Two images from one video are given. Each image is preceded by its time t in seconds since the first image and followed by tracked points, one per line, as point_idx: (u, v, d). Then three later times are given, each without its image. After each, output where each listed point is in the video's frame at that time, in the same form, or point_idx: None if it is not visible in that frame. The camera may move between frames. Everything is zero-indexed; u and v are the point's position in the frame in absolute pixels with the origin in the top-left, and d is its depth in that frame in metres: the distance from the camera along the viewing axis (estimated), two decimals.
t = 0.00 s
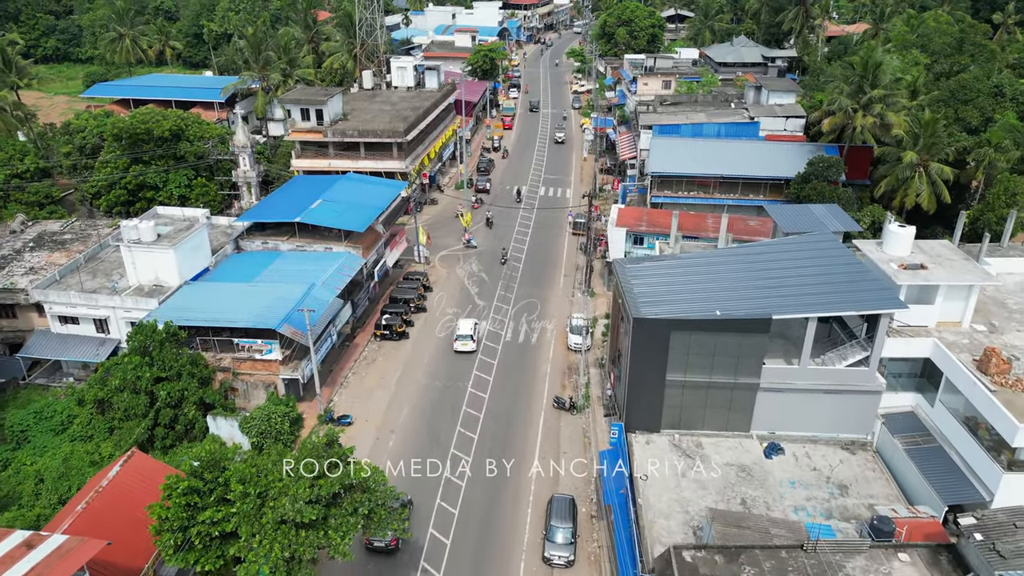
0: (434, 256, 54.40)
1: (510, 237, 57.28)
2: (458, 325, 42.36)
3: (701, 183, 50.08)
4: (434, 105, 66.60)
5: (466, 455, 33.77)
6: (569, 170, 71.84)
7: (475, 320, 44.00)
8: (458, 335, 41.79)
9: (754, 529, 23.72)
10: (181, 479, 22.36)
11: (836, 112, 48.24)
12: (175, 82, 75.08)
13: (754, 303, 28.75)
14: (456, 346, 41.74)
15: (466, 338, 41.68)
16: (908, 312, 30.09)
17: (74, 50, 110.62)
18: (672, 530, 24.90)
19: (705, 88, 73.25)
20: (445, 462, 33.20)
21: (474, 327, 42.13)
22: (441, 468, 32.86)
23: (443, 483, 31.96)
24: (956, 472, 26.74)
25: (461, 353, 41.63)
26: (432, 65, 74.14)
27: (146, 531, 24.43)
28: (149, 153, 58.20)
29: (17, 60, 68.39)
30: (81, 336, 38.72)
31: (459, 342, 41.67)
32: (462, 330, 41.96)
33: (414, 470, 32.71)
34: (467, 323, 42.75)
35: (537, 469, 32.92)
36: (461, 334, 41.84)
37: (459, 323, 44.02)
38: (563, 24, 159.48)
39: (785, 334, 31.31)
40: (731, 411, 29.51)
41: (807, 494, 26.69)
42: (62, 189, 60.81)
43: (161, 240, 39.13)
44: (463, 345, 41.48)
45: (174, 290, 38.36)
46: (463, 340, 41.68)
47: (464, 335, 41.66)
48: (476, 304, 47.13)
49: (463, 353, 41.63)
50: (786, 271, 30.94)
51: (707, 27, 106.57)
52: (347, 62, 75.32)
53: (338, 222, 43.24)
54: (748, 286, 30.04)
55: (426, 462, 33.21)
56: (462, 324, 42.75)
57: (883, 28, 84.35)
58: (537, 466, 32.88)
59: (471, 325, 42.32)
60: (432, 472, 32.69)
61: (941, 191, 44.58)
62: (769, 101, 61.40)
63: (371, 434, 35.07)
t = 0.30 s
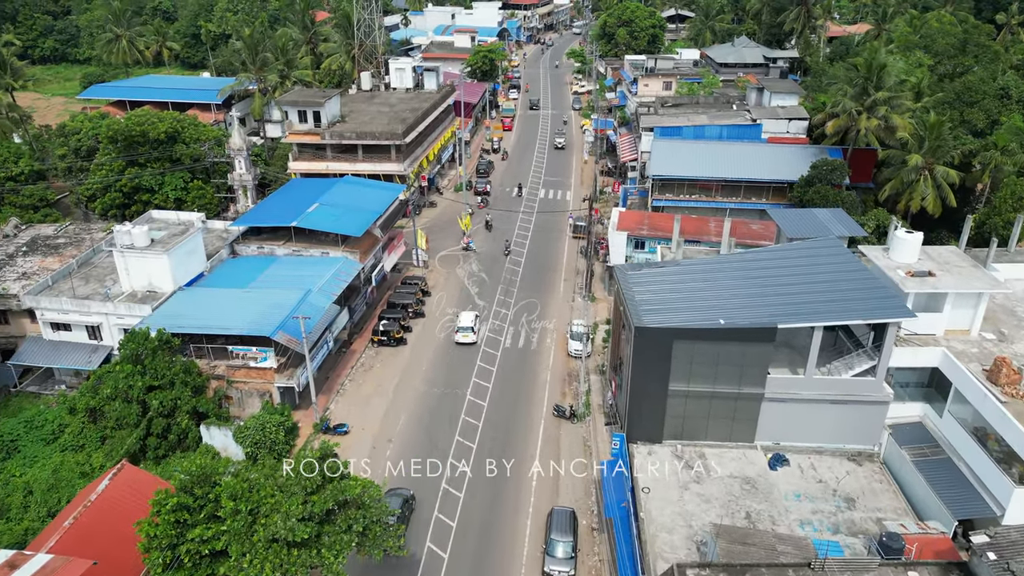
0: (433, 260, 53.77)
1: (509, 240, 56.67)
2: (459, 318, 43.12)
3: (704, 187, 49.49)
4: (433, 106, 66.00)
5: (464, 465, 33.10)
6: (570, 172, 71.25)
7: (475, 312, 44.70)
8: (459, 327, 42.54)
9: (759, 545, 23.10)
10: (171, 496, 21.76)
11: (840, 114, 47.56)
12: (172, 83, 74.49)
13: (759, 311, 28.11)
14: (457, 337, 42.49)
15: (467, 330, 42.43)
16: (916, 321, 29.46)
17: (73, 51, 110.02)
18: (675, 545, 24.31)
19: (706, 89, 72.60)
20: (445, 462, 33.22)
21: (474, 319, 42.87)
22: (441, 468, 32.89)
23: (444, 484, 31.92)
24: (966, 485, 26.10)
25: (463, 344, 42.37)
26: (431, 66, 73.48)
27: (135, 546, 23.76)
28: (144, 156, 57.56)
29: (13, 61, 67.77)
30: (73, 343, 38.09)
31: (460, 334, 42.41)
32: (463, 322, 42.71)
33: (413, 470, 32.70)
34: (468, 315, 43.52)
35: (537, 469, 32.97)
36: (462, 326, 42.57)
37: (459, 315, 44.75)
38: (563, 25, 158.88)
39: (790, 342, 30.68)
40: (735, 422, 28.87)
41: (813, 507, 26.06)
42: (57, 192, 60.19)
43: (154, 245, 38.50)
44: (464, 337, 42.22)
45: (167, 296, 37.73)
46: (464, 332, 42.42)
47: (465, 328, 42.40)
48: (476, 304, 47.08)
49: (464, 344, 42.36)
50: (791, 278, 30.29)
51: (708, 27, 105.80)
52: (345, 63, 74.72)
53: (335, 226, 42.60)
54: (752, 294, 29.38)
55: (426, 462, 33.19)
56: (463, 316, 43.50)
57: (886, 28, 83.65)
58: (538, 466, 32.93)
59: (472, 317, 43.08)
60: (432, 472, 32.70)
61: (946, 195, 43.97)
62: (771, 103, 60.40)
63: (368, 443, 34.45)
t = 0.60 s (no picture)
0: (431, 264, 53.10)
1: (509, 244, 55.96)
2: (460, 312, 43.92)
3: (706, 191, 48.82)
4: (432, 108, 65.32)
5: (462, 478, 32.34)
6: (570, 175, 70.62)
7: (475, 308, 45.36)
8: (460, 321, 43.35)
9: (766, 565, 22.41)
10: (159, 515, 21.07)
11: (844, 117, 46.83)
12: (168, 85, 73.74)
13: (764, 321, 27.42)
14: (457, 331, 43.34)
15: (468, 323, 43.24)
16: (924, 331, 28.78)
17: (70, 52, 109.37)
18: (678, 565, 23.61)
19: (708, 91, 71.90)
20: (445, 462, 33.24)
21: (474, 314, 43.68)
22: (441, 468, 32.90)
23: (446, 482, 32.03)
24: (977, 502, 25.37)
25: (464, 338, 43.18)
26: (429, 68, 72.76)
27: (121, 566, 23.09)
28: (139, 159, 56.88)
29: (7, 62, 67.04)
30: (64, 351, 37.40)
31: (460, 328, 43.22)
32: (464, 316, 43.52)
33: (413, 470, 32.71)
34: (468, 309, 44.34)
35: (537, 469, 33.04)
36: (462, 320, 43.37)
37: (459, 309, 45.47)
38: (563, 25, 158.22)
39: (795, 352, 29.99)
40: (739, 434, 28.17)
41: (819, 523, 25.36)
42: (52, 195, 59.50)
43: (147, 251, 37.81)
44: (465, 331, 43.04)
45: (160, 303, 37.04)
46: (465, 325, 43.23)
47: (465, 321, 43.21)
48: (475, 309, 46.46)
49: (464, 337, 43.22)
50: (796, 286, 29.58)
51: (709, 28, 105.05)
52: (343, 65, 74.07)
53: (331, 231, 41.89)
54: (756, 303, 28.70)
55: (426, 462, 33.21)
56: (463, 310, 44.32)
57: (889, 29, 82.93)
58: (538, 465, 32.98)
59: (472, 311, 43.89)
60: (432, 472, 32.72)
61: (952, 200, 43.29)
62: (773, 105, 59.40)
63: (364, 453, 33.75)
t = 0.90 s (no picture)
0: (429, 269, 52.35)
1: (508, 249, 55.15)
2: (459, 307, 44.41)
3: (708, 195, 48.11)
4: (430, 110, 64.57)
5: (460, 492, 31.59)
6: (570, 178, 69.93)
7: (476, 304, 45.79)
8: (460, 317, 43.82)
9: None
10: (143, 538, 20.29)
11: (849, 120, 46.05)
12: (164, 87, 72.96)
13: (770, 333, 26.63)
14: (458, 326, 43.82)
15: (468, 319, 43.72)
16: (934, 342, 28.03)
17: (67, 52, 108.62)
18: None
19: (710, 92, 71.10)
20: (445, 462, 33.26)
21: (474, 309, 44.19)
22: (441, 468, 32.92)
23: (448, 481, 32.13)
24: (991, 520, 24.58)
25: (464, 334, 43.67)
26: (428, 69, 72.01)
27: None
28: (134, 162, 56.14)
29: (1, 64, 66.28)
30: (54, 360, 36.63)
31: (461, 324, 43.71)
32: (464, 312, 44.01)
33: (413, 470, 32.73)
34: (468, 305, 44.83)
35: (537, 468, 33.07)
36: (462, 316, 43.87)
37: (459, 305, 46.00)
38: (563, 25, 157.33)
39: (802, 363, 29.21)
40: (744, 448, 27.41)
41: (828, 541, 24.57)
42: (45, 199, 58.78)
43: (138, 258, 37.01)
44: (465, 326, 43.54)
45: (152, 311, 36.27)
46: (465, 321, 43.70)
47: (465, 317, 43.70)
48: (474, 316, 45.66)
49: (465, 332, 43.70)
50: (803, 296, 28.78)
51: (710, 28, 104.20)
52: (341, 66, 73.33)
53: (327, 237, 41.13)
54: (763, 314, 27.89)
55: (426, 462, 33.23)
56: (463, 306, 44.79)
57: (893, 29, 82.00)
58: (538, 465, 32.98)
59: (472, 307, 44.39)
60: (432, 472, 32.74)
61: (959, 204, 42.54)
62: (777, 107, 58.50)
63: (359, 467, 32.87)
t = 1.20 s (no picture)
0: (427, 274, 51.61)
1: (508, 253, 54.36)
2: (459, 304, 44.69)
3: (711, 200, 47.36)
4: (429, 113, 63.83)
5: (458, 505, 30.86)
6: (570, 181, 69.20)
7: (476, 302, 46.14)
8: (460, 313, 44.13)
9: None
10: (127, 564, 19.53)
11: (854, 124, 45.20)
12: (159, 89, 72.20)
13: (777, 345, 25.87)
14: (458, 323, 44.13)
15: (467, 315, 44.09)
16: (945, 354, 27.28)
17: (64, 53, 107.82)
18: None
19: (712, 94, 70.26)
20: (445, 462, 33.27)
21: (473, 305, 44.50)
22: (441, 468, 32.94)
23: (451, 478, 32.32)
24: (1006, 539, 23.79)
25: (464, 330, 44.01)
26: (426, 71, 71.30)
27: None
28: (128, 165, 55.42)
29: None
30: (44, 370, 35.88)
31: (460, 320, 44.04)
32: (463, 308, 44.33)
33: (413, 470, 32.75)
34: (466, 301, 45.16)
35: (537, 468, 33.12)
36: (462, 312, 44.18)
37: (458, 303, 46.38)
38: (563, 26, 156.51)
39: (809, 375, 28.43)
40: (750, 464, 26.62)
41: (837, 562, 23.78)
42: (39, 203, 58.07)
43: (130, 265, 36.21)
44: (465, 322, 43.90)
45: (143, 320, 35.50)
46: (465, 317, 44.05)
47: (465, 313, 44.03)
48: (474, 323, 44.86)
49: (464, 329, 44.05)
50: (811, 307, 27.96)
51: (711, 29, 103.40)
52: (339, 68, 72.59)
53: (322, 244, 40.34)
54: (769, 326, 27.08)
55: (426, 462, 33.25)
56: (462, 302, 45.07)
57: (896, 30, 81.17)
58: (538, 465, 33.02)
59: (470, 303, 44.71)
60: (432, 472, 32.76)
61: (967, 210, 41.76)
62: (780, 110, 57.63)
63: (355, 480, 32.07)
